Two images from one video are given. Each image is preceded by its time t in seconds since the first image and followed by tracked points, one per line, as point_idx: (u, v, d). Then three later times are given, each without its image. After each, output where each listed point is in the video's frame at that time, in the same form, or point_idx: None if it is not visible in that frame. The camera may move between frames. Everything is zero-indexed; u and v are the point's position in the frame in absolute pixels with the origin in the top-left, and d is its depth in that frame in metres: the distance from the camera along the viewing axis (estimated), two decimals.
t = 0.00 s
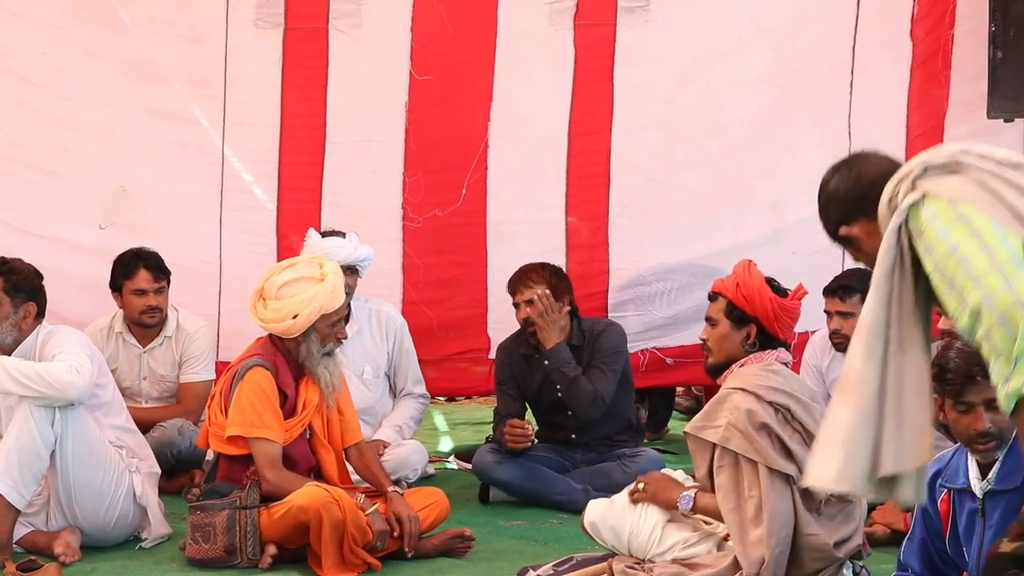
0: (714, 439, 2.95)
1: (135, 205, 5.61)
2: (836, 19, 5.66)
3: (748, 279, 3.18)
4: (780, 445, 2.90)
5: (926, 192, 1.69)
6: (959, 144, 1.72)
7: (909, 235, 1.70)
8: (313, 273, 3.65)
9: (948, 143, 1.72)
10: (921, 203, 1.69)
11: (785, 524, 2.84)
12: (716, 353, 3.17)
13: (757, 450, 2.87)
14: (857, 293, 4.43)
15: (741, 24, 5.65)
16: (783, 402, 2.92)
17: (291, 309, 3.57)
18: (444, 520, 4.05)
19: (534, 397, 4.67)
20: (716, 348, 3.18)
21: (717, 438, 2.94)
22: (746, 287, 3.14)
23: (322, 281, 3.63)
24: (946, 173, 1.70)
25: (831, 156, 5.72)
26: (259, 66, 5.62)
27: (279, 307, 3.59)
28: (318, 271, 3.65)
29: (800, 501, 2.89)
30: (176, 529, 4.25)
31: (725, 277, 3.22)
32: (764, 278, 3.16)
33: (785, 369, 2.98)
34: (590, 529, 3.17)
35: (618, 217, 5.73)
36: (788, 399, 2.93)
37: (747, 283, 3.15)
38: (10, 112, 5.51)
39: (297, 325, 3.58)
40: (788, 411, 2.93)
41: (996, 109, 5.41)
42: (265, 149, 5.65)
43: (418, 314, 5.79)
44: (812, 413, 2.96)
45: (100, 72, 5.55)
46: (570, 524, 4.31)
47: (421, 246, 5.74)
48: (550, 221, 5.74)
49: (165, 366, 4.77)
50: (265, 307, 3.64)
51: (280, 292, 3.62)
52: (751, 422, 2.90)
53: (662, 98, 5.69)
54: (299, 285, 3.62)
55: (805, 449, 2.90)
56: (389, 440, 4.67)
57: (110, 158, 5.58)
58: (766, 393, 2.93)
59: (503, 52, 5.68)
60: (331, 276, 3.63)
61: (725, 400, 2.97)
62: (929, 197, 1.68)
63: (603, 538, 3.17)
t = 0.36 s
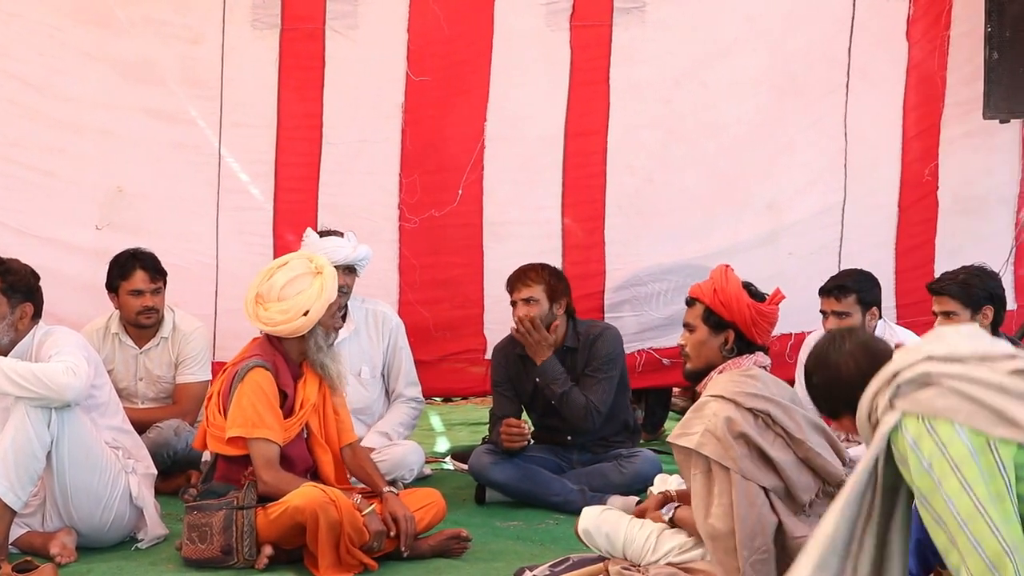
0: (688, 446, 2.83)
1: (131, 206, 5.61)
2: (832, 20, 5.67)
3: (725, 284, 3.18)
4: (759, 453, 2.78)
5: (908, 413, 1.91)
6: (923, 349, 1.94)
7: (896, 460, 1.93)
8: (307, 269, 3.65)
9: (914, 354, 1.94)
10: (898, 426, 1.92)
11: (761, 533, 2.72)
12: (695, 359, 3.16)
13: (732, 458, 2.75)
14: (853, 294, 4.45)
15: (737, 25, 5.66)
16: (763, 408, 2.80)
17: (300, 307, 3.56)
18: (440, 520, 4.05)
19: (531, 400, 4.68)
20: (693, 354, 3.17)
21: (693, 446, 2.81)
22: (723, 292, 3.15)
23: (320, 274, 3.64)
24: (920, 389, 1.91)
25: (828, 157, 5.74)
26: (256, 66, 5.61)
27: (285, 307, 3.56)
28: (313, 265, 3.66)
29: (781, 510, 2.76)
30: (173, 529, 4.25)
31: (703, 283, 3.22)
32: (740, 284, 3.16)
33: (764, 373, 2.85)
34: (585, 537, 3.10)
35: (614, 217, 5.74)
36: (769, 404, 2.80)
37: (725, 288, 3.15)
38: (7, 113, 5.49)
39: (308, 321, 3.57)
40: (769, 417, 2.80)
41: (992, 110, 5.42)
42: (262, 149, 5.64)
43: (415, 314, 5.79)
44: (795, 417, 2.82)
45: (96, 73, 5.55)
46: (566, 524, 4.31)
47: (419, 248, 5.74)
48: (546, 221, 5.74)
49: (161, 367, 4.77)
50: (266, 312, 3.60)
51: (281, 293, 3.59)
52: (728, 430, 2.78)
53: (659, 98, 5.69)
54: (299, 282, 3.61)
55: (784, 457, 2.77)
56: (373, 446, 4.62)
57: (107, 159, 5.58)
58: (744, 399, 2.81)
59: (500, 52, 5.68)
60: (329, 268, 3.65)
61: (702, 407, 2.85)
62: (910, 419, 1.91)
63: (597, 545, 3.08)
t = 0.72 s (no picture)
0: (676, 449, 2.88)
1: (129, 206, 5.61)
2: (829, 21, 5.67)
3: (712, 287, 3.20)
4: (748, 456, 2.84)
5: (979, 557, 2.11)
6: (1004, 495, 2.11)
7: None
8: (285, 266, 3.64)
9: (993, 500, 2.11)
10: (968, 569, 2.11)
11: (749, 535, 2.80)
12: (682, 363, 3.19)
13: (719, 462, 2.81)
14: (851, 294, 4.45)
15: (735, 26, 5.67)
16: (751, 410, 2.85)
17: (280, 305, 3.56)
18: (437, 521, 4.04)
19: (531, 401, 4.68)
20: (681, 358, 3.19)
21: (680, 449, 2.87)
22: (711, 296, 3.16)
23: (297, 272, 3.63)
24: (993, 536, 2.10)
25: (825, 157, 5.74)
26: (253, 67, 5.61)
27: (265, 307, 3.57)
28: (290, 262, 3.65)
29: (770, 511, 2.83)
30: (170, 530, 4.25)
31: (689, 286, 3.24)
32: (728, 287, 3.18)
33: (751, 376, 2.92)
34: (579, 540, 3.06)
35: (611, 218, 5.74)
36: (757, 407, 2.86)
37: (712, 292, 3.17)
38: (4, 113, 5.48)
39: (288, 319, 3.57)
40: (757, 419, 2.86)
41: (988, 111, 5.42)
42: (259, 149, 5.64)
43: (413, 315, 5.79)
44: (784, 417, 2.88)
45: (94, 73, 5.54)
46: (563, 526, 4.31)
47: (415, 248, 5.74)
48: (543, 221, 5.74)
49: (158, 368, 4.76)
50: (246, 313, 3.60)
51: (259, 293, 3.59)
52: (716, 433, 2.84)
53: (656, 100, 5.70)
54: (277, 281, 3.61)
55: (772, 459, 2.83)
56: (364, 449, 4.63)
57: (104, 160, 5.58)
58: (733, 403, 2.87)
59: (497, 53, 5.68)
60: (305, 263, 3.65)
61: (690, 410, 2.92)
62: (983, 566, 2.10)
63: (592, 549, 3.05)
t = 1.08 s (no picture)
0: (666, 451, 2.88)
1: (121, 208, 5.60)
2: (821, 23, 5.67)
3: (703, 287, 3.18)
4: (738, 458, 2.84)
5: None
6: None
7: None
8: (273, 270, 3.63)
9: None
10: None
11: (740, 537, 2.80)
12: (672, 363, 3.19)
13: (709, 465, 2.81)
14: (844, 296, 4.44)
15: (728, 28, 5.66)
16: (741, 412, 2.85)
17: (266, 311, 3.56)
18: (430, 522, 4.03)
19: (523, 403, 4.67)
20: (671, 358, 3.19)
21: (670, 451, 2.87)
22: (702, 296, 3.15)
23: (286, 277, 3.62)
24: None
25: (817, 159, 5.75)
26: (246, 69, 5.61)
27: (252, 312, 3.57)
28: (279, 267, 3.63)
29: (761, 512, 2.84)
30: (161, 533, 4.23)
31: (680, 287, 3.23)
32: (719, 287, 3.17)
33: (741, 377, 2.91)
34: (572, 544, 3.07)
35: (604, 219, 5.74)
36: (747, 408, 2.86)
37: (702, 292, 3.16)
38: None
39: (275, 325, 3.57)
40: (747, 420, 2.86)
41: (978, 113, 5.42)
42: (251, 151, 5.65)
43: (405, 317, 5.80)
44: (773, 418, 2.88)
45: (85, 75, 5.54)
46: (556, 527, 4.31)
47: (408, 250, 5.74)
48: (536, 223, 5.75)
49: (150, 370, 4.74)
50: (232, 316, 3.60)
51: (246, 297, 3.59)
52: (706, 435, 2.84)
53: (648, 102, 5.70)
54: (265, 285, 3.60)
55: (763, 461, 2.83)
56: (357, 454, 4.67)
57: (95, 161, 5.57)
58: (723, 404, 2.86)
59: (490, 55, 5.67)
60: (294, 269, 3.63)
61: (680, 412, 2.91)
62: None
63: (585, 552, 3.05)
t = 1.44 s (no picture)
0: (657, 455, 2.87)
1: (110, 210, 5.60)
2: (810, 25, 5.68)
3: (693, 290, 3.20)
4: (729, 460, 2.84)
5: None
6: None
7: None
8: (254, 269, 3.64)
9: None
10: None
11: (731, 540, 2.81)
12: (662, 365, 3.19)
13: (700, 468, 2.81)
14: (834, 298, 4.45)
15: (718, 30, 5.67)
16: (732, 414, 2.85)
17: (252, 308, 3.56)
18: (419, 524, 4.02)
19: (513, 405, 4.66)
20: (661, 361, 3.19)
21: (661, 455, 2.86)
22: (692, 298, 3.17)
23: (267, 274, 3.63)
24: None
25: (807, 161, 5.76)
26: (235, 71, 5.60)
27: (237, 311, 3.56)
28: (259, 265, 3.64)
29: (750, 515, 2.85)
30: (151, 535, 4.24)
31: (670, 289, 3.24)
32: (709, 290, 3.19)
33: (731, 379, 2.90)
34: (561, 545, 3.07)
35: (594, 221, 5.75)
36: (738, 411, 2.86)
37: (693, 294, 3.18)
38: None
39: (261, 321, 3.57)
40: (738, 422, 2.86)
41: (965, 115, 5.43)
42: (240, 153, 5.64)
43: (395, 319, 5.80)
44: (764, 420, 2.88)
45: (74, 77, 5.53)
46: (545, 530, 4.31)
47: (398, 251, 5.74)
48: (526, 225, 5.75)
49: (140, 373, 4.74)
50: (216, 317, 3.59)
51: (229, 298, 3.58)
52: (697, 439, 2.83)
53: (638, 104, 5.70)
54: (247, 284, 3.60)
55: (754, 463, 2.83)
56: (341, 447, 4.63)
57: (85, 164, 5.57)
58: (713, 407, 2.86)
59: (480, 57, 5.67)
60: (274, 265, 3.65)
61: (672, 415, 2.90)
62: None
63: (574, 554, 3.06)
